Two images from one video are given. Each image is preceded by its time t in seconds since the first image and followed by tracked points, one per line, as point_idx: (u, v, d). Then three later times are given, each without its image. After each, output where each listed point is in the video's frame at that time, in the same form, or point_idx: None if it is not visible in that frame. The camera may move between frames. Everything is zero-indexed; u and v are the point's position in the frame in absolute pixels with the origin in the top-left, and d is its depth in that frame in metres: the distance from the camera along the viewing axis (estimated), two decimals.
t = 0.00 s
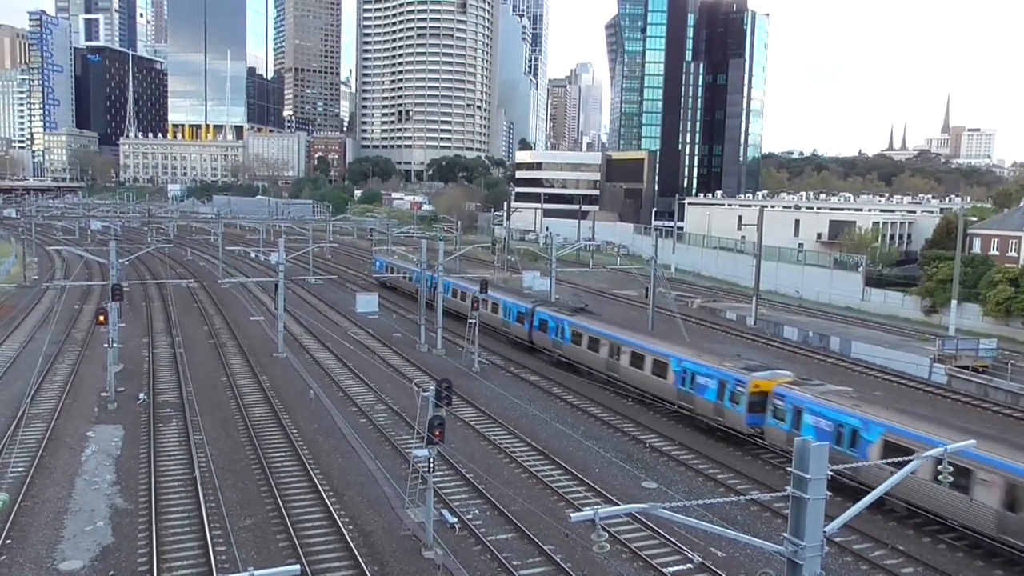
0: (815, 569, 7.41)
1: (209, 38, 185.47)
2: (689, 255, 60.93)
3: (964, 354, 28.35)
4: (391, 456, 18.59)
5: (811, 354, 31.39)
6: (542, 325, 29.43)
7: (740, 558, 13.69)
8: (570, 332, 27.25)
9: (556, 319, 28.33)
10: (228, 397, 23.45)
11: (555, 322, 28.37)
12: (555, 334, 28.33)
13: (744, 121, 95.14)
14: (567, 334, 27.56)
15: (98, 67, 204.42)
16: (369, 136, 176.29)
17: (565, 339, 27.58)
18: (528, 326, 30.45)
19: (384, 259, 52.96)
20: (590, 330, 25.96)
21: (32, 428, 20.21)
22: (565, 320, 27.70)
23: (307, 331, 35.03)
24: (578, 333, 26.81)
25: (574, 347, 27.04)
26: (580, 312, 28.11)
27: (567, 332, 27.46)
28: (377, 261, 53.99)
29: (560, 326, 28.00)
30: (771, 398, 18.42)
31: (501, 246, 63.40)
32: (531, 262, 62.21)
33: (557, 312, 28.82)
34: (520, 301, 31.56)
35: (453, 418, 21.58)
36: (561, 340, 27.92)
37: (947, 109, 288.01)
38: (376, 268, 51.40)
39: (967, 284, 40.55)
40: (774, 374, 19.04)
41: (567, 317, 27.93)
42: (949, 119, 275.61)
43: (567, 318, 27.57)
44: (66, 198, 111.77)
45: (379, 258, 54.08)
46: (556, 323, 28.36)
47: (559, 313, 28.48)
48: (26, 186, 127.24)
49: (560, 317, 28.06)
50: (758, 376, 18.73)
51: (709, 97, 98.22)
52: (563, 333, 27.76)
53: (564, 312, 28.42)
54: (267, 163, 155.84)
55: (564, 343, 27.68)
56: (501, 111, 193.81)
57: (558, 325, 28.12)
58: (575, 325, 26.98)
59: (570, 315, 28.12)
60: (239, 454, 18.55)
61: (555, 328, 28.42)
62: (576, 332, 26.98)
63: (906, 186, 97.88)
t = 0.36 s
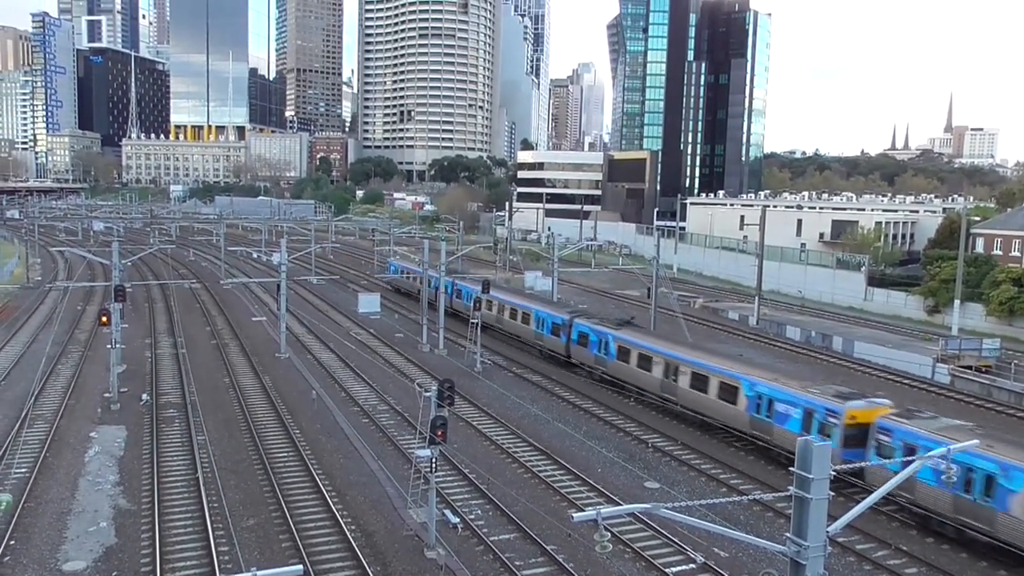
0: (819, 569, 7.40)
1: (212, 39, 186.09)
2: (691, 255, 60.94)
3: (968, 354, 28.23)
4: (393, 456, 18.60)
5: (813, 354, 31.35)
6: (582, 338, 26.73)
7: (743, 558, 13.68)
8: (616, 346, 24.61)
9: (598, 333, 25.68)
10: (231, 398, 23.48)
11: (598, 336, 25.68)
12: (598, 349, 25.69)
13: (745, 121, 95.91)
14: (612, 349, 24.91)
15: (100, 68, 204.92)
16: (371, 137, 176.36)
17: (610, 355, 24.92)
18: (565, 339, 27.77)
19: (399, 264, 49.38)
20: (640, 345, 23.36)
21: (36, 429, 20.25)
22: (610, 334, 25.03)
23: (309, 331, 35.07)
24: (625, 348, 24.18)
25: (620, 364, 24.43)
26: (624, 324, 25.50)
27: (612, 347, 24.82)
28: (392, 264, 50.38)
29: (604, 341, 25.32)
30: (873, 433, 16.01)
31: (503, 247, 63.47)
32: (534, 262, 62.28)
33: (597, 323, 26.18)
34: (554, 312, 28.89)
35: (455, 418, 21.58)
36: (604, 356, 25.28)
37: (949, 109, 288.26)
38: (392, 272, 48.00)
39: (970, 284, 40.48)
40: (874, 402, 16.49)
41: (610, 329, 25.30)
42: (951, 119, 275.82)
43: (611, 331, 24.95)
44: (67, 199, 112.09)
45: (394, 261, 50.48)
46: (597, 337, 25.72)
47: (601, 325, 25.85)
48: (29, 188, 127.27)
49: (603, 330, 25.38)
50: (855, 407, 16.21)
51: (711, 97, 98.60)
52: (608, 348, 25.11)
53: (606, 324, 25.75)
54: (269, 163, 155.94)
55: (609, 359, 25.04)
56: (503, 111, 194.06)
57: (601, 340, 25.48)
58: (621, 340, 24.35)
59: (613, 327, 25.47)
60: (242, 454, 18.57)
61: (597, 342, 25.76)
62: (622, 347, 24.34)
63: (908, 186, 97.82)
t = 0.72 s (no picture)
0: (823, 569, 7.37)
1: (216, 39, 186.26)
2: (695, 255, 60.93)
3: (973, 353, 27.89)
4: (396, 457, 18.58)
5: (817, 354, 31.29)
6: (631, 355, 23.98)
7: (747, 558, 13.65)
8: (673, 365, 21.85)
9: (650, 350, 22.97)
10: (234, 399, 23.45)
11: (651, 353, 22.91)
12: (651, 369, 22.94)
13: (749, 121, 95.82)
14: (668, 369, 22.13)
15: (105, 69, 205.46)
16: (375, 137, 176.56)
17: (667, 375, 22.13)
18: (611, 355, 25.00)
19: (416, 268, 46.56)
20: (704, 366, 20.68)
21: (40, 430, 20.29)
22: (666, 352, 22.28)
23: (313, 332, 35.02)
24: (683, 368, 21.49)
25: (678, 386, 21.69)
26: (680, 341, 22.82)
27: (668, 367, 22.07)
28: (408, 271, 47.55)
29: (658, 359, 22.55)
30: (1014, 477, 13.45)
31: (507, 247, 63.52)
32: (538, 263, 62.36)
33: (649, 339, 23.46)
34: (598, 325, 26.14)
35: (459, 419, 21.58)
36: (659, 376, 22.51)
37: (953, 109, 288.07)
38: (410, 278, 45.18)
39: (975, 284, 40.40)
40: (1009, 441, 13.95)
41: (665, 347, 22.59)
42: (955, 119, 275.51)
43: (666, 349, 22.26)
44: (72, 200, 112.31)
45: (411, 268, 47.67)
46: (650, 354, 23.01)
47: (654, 341, 23.14)
48: (33, 188, 127.57)
49: (658, 346, 22.64)
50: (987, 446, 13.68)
51: (715, 97, 98.62)
52: (663, 368, 22.35)
53: (660, 341, 23.00)
54: (273, 164, 156.21)
55: (665, 380, 22.25)
56: (507, 112, 194.28)
57: (655, 358, 22.76)
58: (679, 358, 21.61)
59: (668, 344, 22.77)
60: (246, 455, 18.57)
61: (650, 361, 22.99)
62: (681, 366, 21.64)
63: (912, 186, 97.68)
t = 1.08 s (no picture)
0: (826, 570, 7.36)
1: (218, 40, 186.48)
2: (698, 255, 60.89)
3: (975, 354, 27.99)
4: (399, 458, 18.57)
5: (819, 354, 31.29)
6: (690, 377, 21.37)
7: (750, 559, 13.63)
8: (744, 390, 19.29)
9: (714, 372, 20.37)
10: (237, 401, 23.40)
11: (717, 376, 20.24)
12: (715, 394, 20.32)
13: (751, 121, 95.83)
14: (739, 395, 19.55)
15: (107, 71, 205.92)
16: (376, 139, 176.50)
17: (736, 402, 19.54)
18: (664, 374, 22.35)
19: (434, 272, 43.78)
20: (784, 392, 18.11)
21: (43, 431, 20.34)
22: (735, 374, 19.68)
23: (315, 333, 34.98)
24: (757, 394, 18.94)
25: (750, 413, 19.16)
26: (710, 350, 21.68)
27: (738, 392, 19.48)
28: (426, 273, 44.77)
29: (726, 383, 19.93)
30: None
31: (509, 248, 63.48)
32: (539, 263, 62.30)
33: (711, 359, 20.91)
34: (647, 341, 23.46)
35: (461, 420, 21.55)
36: (727, 403, 19.88)
37: (955, 109, 287.73)
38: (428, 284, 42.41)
39: (978, 284, 40.35)
40: None
41: (732, 368, 20.00)
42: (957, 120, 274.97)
43: (735, 371, 19.65)
44: (74, 201, 112.64)
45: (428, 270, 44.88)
46: (714, 377, 20.38)
47: (717, 361, 20.56)
48: (36, 190, 127.72)
49: (725, 368, 20.04)
50: None
51: (717, 97, 98.72)
52: (731, 393, 19.74)
53: (726, 362, 20.38)
54: (275, 165, 156.39)
55: (734, 407, 19.65)
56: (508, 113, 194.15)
57: (720, 381, 20.14)
58: (751, 383, 19.06)
59: (736, 365, 20.18)
60: (249, 456, 18.54)
61: (714, 385, 20.39)
62: (754, 391, 19.05)
63: (915, 186, 97.55)
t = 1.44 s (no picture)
0: (830, 571, 7.34)
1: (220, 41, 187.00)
2: (700, 256, 60.80)
3: (978, 354, 27.98)
4: (401, 459, 18.57)
5: (822, 355, 31.29)
6: (763, 403, 18.80)
7: (753, 560, 13.63)
8: (836, 421, 16.76)
9: (795, 400, 17.84)
10: (239, 402, 23.41)
11: (802, 405, 17.64)
12: (798, 424, 17.77)
13: (753, 121, 95.83)
14: (828, 427, 17.00)
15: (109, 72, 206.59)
16: (378, 140, 176.62)
17: (825, 434, 17.01)
18: (732, 399, 19.73)
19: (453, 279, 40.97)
20: (890, 426, 15.60)
21: (46, 432, 20.37)
22: (823, 402, 17.16)
23: (317, 334, 34.96)
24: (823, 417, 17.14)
25: (844, 448, 16.62)
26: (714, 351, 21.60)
27: (828, 422, 16.96)
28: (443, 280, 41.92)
29: (811, 412, 17.40)
30: None
31: (511, 249, 63.46)
32: (542, 265, 62.21)
33: (789, 384, 18.34)
34: (709, 360, 20.84)
35: (464, 421, 21.52)
36: (813, 435, 17.35)
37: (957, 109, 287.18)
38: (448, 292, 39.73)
39: (980, 284, 40.29)
40: None
41: (818, 396, 17.46)
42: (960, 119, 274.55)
43: (823, 399, 17.16)
44: (78, 202, 113.13)
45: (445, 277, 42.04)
46: (795, 405, 17.86)
47: (797, 387, 18.02)
48: (39, 192, 127.88)
49: (809, 396, 17.51)
50: None
51: (718, 98, 98.74)
52: (818, 424, 17.21)
53: (809, 389, 17.84)
54: (277, 166, 156.71)
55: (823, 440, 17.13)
56: (510, 114, 194.17)
57: (804, 410, 17.60)
58: (843, 413, 16.62)
59: (816, 391, 17.76)
60: (250, 457, 18.57)
61: (796, 414, 17.83)
62: (849, 423, 16.50)
63: (917, 186, 97.48)
